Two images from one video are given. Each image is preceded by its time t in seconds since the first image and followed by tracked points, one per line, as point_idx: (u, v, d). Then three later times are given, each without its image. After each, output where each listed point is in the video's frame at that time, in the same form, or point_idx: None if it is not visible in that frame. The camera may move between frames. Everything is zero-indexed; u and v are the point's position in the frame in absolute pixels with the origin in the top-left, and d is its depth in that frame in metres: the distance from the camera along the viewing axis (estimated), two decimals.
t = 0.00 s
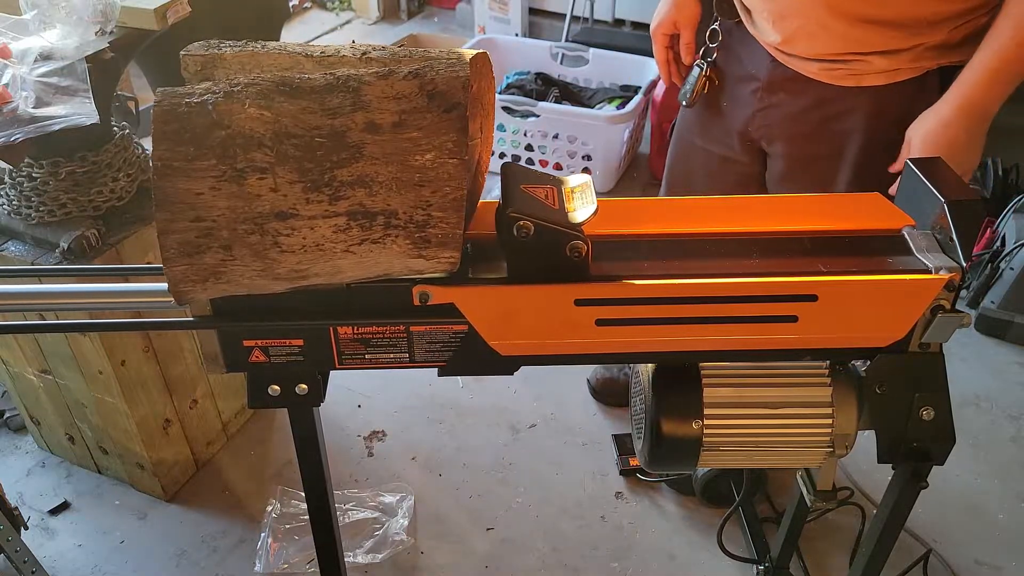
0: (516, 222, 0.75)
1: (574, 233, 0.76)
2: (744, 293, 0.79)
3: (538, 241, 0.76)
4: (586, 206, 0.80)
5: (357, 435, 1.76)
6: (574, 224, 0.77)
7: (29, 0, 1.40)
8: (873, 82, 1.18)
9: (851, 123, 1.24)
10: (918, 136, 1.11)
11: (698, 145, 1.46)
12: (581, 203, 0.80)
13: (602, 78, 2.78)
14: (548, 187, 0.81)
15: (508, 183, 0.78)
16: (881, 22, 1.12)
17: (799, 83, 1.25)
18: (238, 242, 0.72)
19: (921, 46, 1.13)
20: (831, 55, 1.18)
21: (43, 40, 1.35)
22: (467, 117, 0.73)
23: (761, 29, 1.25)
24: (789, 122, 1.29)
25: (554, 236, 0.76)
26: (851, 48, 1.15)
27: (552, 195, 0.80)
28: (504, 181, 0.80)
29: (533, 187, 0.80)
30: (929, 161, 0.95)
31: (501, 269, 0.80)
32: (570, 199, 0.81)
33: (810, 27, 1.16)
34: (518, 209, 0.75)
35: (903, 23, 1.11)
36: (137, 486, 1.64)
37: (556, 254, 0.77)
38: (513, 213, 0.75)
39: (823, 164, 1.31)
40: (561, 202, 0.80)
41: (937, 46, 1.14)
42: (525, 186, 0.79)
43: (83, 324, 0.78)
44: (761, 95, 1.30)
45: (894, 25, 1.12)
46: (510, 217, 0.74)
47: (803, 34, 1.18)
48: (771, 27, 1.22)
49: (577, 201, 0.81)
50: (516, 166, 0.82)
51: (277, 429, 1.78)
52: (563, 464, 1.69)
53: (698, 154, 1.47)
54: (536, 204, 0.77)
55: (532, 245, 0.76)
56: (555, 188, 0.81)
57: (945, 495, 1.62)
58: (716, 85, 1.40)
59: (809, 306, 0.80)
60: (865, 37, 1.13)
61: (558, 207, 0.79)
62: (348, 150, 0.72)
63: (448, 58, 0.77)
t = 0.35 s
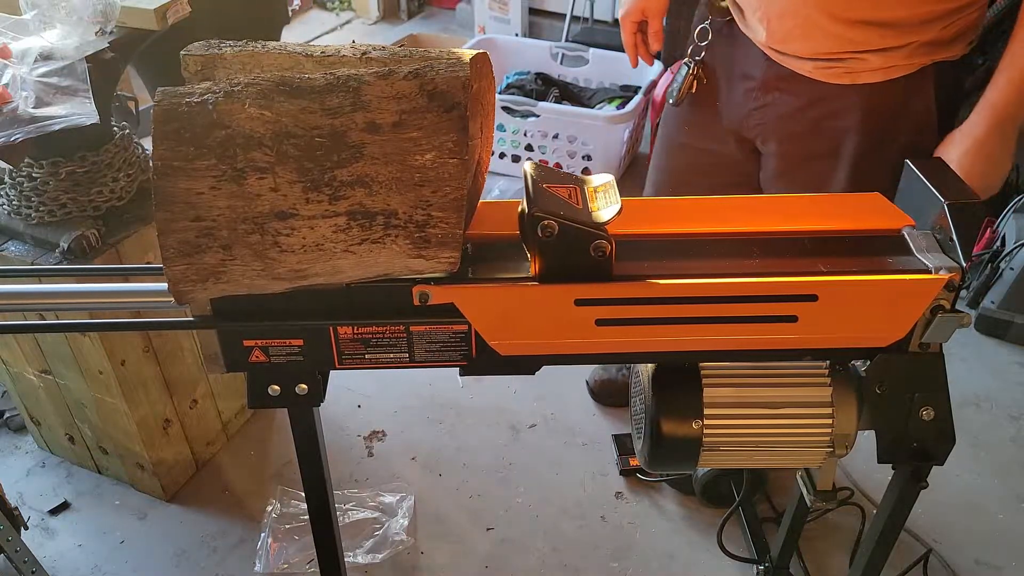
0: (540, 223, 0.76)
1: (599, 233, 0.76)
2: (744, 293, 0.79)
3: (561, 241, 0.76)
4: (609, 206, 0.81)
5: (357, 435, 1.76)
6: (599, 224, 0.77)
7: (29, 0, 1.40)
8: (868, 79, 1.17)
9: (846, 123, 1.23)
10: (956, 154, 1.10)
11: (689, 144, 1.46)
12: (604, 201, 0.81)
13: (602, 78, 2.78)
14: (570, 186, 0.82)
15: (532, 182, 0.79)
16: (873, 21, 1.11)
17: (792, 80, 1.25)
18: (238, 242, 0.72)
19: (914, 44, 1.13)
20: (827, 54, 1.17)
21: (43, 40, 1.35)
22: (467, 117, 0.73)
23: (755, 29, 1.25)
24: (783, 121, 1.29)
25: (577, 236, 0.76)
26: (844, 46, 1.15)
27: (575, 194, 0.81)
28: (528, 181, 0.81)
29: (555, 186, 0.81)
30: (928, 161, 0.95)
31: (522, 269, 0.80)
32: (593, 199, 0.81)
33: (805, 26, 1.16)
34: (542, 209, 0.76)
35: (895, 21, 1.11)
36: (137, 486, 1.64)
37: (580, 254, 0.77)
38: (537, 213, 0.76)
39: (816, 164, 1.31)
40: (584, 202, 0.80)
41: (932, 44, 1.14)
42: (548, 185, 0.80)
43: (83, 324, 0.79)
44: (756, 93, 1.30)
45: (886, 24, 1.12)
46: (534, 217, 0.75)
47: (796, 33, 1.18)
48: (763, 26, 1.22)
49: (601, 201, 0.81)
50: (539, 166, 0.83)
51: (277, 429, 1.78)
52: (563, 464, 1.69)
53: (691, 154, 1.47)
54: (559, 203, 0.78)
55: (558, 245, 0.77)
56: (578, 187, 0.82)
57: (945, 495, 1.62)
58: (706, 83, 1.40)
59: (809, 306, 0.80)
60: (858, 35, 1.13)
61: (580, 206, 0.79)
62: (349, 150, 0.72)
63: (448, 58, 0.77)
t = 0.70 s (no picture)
0: (564, 222, 0.76)
1: (622, 233, 0.76)
2: (744, 293, 0.79)
3: (587, 239, 0.76)
4: (634, 205, 0.80)
5: (357, 435, 1.76)
6: (622, 224, 0.77)
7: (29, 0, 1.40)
8: (829, 79, 1.17)
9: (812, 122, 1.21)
10: (888, 145, 1.14)
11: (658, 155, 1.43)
12: (628, 201, 0.81)
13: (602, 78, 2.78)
14: (593, 186, 0.82)
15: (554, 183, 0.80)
16: (828, 21, 1.12)
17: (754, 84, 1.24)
18: (238, 242, 0.72)
19: (870, 42, 1.13)
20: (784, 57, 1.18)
21: (43, 40, 1.35)
22: (467, 117, 0.73)
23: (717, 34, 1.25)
24: (748, 124, 1.28)
25: (601, 236, 0.76)
26: (802, 47, 1.15)
27: (598, 193, 0.81)
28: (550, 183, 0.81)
29: (578, 186, 0.81)
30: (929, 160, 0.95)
31: (529, 269, 0.80)
32: (616, 199, 0.81)
33: (761, 30, 1.17)
34: (566, 207, 0.76)
35: (850, 21, 1.11)
36: (137, 486, 1.64)
37: (603, 254, 0.77)
38: (561, 212, 0.75)
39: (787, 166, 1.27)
40: (607, 201, 0.80)
41: (889, 43, 1.14)
42: (570, 185, 0.81)
43: (84, 324, 0.79)
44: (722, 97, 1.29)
45: (839, 24, 1.12)
46: (558, 216, 0.75)
47: (755, 37, 1.18)
48: (721, 30, 1.23)
49: (624, 201, 0.81)
50: (561, 168, 0.84)
51: (277, 430, 1.78)
52: (563, 464, 1.69)
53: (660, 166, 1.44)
54: (583, 202, 0.78)
55: (582, 245, 0.76)
56: (600, 187, 0.82)
57: (945, 495, 1.62)
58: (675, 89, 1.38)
59: (809, 306, 0.80)
60: (814, 36, 1.13)
61: (603, 206, 0.79)
62: (348, 150, 0.72)
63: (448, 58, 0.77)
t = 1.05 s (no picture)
0: (585, 223, 0.76)
1: (642, 232, 0.77)
2: (745, 293, 0.79)
3: (608, 241, 0.77)
4: (654, 203, 0.80)
5: (357, 435, 1.76)
6: (642, 224, 0.78)
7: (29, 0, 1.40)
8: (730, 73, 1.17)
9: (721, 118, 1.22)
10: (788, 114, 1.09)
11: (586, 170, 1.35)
12: (648, 199, 0.81)
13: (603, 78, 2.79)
14: (613, 185, 0.83)
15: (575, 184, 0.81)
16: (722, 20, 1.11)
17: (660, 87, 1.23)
18: (237, 242, 0.72)
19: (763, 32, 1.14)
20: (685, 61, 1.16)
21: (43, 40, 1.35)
22: (467, 117, 0.73)
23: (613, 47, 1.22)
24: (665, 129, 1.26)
25: (622, 236, 0.77)
26: (704, 47, 1.14)
27: (618, 193, 0.82)
28: (570, 183, 0.82)
29: (598, 186, 0.82)
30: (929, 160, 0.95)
31: (528, 270, 0.80)
32: (636, 198, 0.82)
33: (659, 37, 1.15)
34: (587, 208, 0.76)
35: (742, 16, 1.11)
36: (137, 486, 1.64)
37: (624, 253, 0.78)
38: (582, 213, 0.76)
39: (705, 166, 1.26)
40: (628, 201, 0.81)
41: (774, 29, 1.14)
42: (591, 186, 0.81)
43: (85, 324, 0.79)
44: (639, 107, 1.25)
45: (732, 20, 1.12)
46: (580, 217, 0.76)
47: (656, 45, 1.16)
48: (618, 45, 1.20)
49: (644, 200, 0.81)
50: (582, 168, 0.84)
51: (277, 430, 1.78)
52: (563, 463, 1.69)
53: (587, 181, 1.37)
54: (604, 203, 0.79)
55: (604, 245, 0.77)
56: (621, 187, 0.83)
57: (945, 495, 1.62)
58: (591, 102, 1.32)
59: (809, 306, 0.80)
60: (711, 37, 1.13)
61: (624, 205, 0.80)
62: (348, 150, 0.72)
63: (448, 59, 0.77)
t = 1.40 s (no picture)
0: (606, 222, 0.77)
1: (663, 231, 0.78)
2: (745, 293, 0.79)
3: (628, 241, 0.78)
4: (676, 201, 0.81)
5: (357, 435, 1.76)
6: (664, 223, 0.79)
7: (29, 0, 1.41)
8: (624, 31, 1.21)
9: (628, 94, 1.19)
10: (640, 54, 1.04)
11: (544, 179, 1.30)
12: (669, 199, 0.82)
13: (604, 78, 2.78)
14: (635, 186, 0.84)
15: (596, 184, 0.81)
16: None
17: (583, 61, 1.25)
18: (238, 242, 0.72)
19: None
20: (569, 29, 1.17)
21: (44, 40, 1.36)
22: (467, 117, 0.73)
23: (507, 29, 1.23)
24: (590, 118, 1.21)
25: (643, 235, 0.78)
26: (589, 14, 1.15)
27: (640, 194, 0.82)
28: (592, 185, 0.83)
29: (620, 188, 0.83)
30: (930, 161, 0.96)
31: (528, 270, 0.80)
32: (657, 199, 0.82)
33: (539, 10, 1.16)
34: (608, 208, 0.77)
35: None
36: (137, 486, 1.64)
37: (645, 253, 0.79)
38: (604, 213, 0.77)
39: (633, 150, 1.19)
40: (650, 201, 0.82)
41: None
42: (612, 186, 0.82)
43: (85, 324, 0.79)
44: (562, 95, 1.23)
45: None
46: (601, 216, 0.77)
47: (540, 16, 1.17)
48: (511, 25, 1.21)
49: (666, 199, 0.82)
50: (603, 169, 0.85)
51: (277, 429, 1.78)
52: (562, 463, 1.69)
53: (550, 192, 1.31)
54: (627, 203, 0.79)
55: (626, 245, 0.78)
56: (642, 187, 0.84)
57: (945, 495, 1.62)
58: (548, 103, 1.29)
59: (809, 306, 0.80)
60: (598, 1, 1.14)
61: (646, 205, 0.80)
62: (349, 150, 0.72)
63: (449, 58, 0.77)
